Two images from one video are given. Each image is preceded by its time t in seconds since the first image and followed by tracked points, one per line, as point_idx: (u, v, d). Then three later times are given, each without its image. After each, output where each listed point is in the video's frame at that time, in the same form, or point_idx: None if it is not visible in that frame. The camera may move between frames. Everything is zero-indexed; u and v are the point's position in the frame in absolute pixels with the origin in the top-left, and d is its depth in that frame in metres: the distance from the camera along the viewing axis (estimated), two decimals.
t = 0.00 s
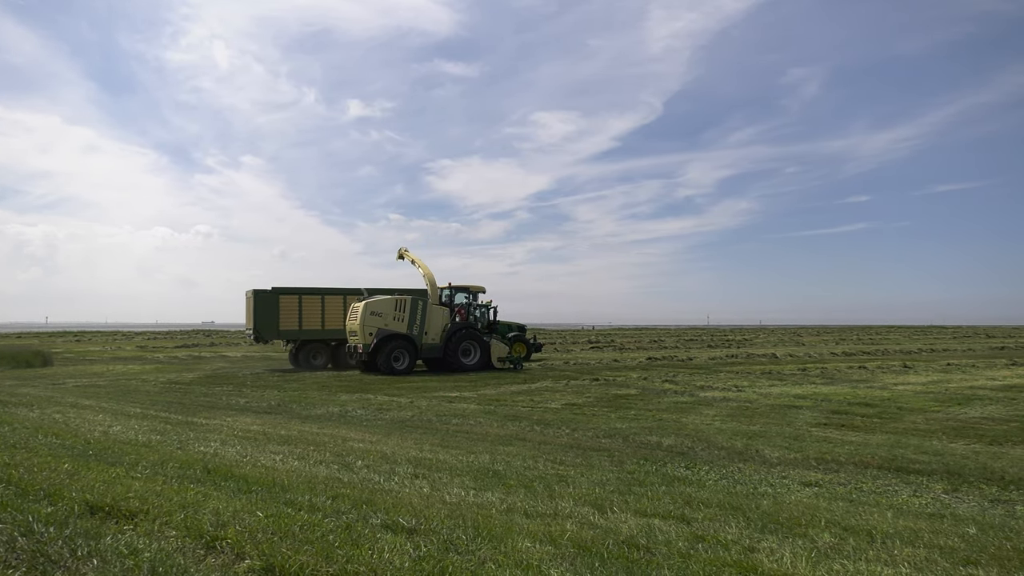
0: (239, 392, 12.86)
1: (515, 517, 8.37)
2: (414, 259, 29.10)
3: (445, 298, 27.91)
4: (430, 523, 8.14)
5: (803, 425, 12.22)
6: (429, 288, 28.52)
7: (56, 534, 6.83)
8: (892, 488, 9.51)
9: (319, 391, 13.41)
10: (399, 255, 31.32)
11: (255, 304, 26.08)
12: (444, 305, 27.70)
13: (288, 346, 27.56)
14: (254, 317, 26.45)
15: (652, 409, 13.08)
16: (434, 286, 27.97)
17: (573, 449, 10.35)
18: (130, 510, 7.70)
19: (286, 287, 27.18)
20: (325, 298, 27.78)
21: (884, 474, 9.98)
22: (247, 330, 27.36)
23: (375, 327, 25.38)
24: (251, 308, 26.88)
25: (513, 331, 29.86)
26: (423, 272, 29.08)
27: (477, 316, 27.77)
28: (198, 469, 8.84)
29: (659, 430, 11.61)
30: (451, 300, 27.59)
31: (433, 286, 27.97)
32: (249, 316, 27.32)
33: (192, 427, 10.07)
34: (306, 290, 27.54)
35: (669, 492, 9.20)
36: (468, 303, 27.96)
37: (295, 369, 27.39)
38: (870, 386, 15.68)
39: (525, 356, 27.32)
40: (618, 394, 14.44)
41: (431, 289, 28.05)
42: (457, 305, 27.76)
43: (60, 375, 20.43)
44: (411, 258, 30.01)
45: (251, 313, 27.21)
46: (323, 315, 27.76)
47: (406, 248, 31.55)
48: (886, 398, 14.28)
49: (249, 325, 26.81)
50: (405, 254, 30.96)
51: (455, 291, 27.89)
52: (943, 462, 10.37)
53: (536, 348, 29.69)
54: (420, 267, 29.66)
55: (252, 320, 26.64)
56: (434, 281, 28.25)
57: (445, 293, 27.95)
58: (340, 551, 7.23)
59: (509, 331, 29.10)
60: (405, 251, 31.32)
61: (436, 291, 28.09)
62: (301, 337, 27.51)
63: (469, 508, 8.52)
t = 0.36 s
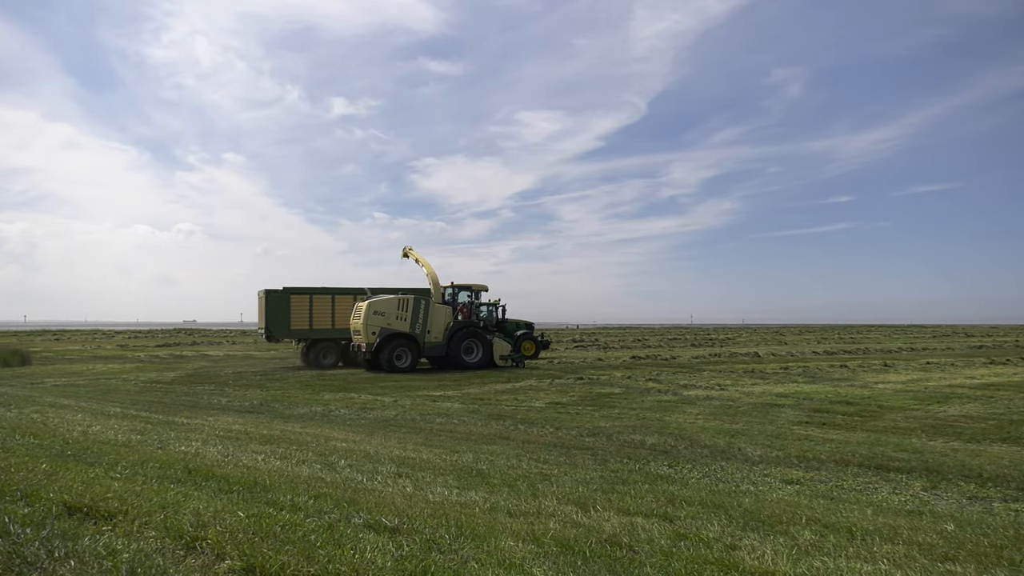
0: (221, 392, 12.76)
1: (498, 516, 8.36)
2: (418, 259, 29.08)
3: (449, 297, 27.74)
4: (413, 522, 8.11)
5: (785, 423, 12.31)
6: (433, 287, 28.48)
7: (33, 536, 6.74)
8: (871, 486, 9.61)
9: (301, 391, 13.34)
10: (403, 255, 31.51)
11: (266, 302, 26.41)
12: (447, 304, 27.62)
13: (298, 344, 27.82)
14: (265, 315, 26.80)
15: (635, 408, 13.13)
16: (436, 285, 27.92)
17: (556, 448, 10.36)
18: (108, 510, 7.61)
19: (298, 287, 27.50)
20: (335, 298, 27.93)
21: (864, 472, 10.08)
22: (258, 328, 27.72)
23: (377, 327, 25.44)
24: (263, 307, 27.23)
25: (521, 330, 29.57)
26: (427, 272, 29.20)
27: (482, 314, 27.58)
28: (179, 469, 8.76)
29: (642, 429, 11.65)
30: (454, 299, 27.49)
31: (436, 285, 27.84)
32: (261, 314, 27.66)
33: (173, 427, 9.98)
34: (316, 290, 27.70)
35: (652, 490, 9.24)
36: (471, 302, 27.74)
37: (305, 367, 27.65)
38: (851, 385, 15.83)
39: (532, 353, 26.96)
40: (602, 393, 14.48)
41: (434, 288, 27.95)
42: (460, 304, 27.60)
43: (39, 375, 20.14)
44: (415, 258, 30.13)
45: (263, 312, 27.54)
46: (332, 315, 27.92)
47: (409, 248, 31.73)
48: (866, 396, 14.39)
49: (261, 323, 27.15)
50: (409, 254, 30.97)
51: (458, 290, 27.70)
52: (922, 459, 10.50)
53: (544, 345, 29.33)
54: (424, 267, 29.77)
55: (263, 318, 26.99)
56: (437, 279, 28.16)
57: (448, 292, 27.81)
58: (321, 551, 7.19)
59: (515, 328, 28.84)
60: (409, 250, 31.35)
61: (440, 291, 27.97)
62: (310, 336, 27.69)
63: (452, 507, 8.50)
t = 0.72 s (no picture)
0: (202, 390, 12.65)
1: (480, 515, 8.36)
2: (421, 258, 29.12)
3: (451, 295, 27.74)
4: (394, 521, 8.09)
5: (766, 422, 12.41)
6: (435, 286, 28.50)
7: (7, 536, 6.64)
8: (851, 484, 9.70)
9: (283, 389, 13.25)
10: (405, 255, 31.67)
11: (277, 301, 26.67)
12: (451, 303, 27.64)
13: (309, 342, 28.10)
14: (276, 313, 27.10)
15: (618, 407, 13.18)
16: (439, 284, 27.91)
17: (539, 446, 10.37)
18: (86, 510, 7.52)
19: (308, 285, 27.72)
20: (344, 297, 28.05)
21: (844, 470, 10.17)
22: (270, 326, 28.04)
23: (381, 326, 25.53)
24: (274, 305, 27.51)
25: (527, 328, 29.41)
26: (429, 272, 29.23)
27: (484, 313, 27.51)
28: (158, 468, 8.68)
29: (626, 428, 11.69)
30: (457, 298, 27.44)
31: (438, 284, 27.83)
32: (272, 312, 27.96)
33: (152, 426, 9.88)
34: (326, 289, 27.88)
35: (634, 489, 9.28)
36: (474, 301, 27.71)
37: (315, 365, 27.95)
38: (832, 384, 15.98)
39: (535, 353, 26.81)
40: (585, 392, 14.51)
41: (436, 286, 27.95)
42: (463, 302, 27.59)
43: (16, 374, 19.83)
44: (418, 257, 30.17)
45: (274, 310, 27.83)
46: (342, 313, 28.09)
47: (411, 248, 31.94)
48: (847, 395, 14.52)
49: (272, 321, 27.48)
50: (412, 254, 30.97)
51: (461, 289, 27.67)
52: (901, 458, 10.62)
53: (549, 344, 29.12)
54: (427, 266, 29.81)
55: (274, 316, 27.30)
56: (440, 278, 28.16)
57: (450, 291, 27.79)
58: (301, 550, 7.15)
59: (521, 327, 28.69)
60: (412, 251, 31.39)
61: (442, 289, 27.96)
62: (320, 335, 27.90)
63: (434, 506, 8.49)
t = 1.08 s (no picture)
0: (184, 392, 12.55)
1: (465, 515, 8.35)
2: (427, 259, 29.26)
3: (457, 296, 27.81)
4: (379, 522, 8.07)
5: (750, 420, 12.50)
6: (440, 286, 28.60)
7: None
8: (834, 481, 9.78)
9: (267, 391, 13.17)
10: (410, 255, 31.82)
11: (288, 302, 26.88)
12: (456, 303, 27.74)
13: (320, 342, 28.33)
14: (287, 314, 27.32)
15: (604, 406, 13.22)
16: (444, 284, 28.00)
17: (525, 446, 10.38)
18: (66, 514, 7.44)
19: (319, 286, 27.91)
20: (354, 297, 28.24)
21: (827, 468, 10.26)
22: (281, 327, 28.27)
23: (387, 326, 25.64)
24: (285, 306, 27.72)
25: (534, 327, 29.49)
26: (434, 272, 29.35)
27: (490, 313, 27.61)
28: (140, 471, 8.60)
29: (611, 427, 11.72)
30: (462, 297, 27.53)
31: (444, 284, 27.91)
32: (283, 313, 28.20)
33: (134, 428, 9.79)
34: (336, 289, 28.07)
35: (619, 487, 9.31)
36: (479, 301, 27.81)
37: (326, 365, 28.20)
38: (815, 382, 16.12)
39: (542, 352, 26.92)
40: (570, 391, 14.53)
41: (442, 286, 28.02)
42: (468, 302, 27.68)
43: None
44: (423, 257, 30.27)
45: (285, 311, 28.06)
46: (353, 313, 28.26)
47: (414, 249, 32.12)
48: (830, 393, 14.64)
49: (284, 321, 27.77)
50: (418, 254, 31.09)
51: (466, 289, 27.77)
52: (883, 455, 10.73)
53: (556, 344, 29.22)
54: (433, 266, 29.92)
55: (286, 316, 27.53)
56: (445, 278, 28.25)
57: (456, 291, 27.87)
58: (285, 552, 7.11)
59: (527, 326, 28.77)
60: (418, 251, 31.54)
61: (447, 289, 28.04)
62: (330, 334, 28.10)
63: (419, 506, 8.47)
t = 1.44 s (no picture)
0: (161, 391, 12.41)
1: (445, 514, 8.33)
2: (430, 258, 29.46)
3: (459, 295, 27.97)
4: (357, 521, 8.03)
5: (729, 418, 12.59)
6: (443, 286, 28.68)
7: None
8: (811, 478, 9.88)
9: (246, 390, 13.06)
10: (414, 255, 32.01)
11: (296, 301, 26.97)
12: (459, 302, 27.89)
13: (328, 340, 28.48)
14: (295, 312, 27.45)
15: (585, 405, 13.26)
16: (448, 284, 28.14)
17: (505, 445, 10.38)
18: (38, 514, 7.33)
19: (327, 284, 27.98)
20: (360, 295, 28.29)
21: (804, 465, 10.36)
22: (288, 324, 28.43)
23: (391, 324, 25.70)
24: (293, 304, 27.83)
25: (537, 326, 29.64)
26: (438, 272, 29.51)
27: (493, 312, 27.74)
28: (115, 471, 8.50)
29: (591, 425, 11.76)
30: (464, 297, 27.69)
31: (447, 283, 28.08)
32: (290, 311, 28.33)
33: (110, 427, 9.67)
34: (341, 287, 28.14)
35: (599, 486, 9.35)
36: (482, 300, 27.98)
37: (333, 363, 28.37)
38: (793, 380, 16.29)
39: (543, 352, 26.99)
40: (551, 390, 14.55)
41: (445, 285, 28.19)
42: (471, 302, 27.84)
43: None
44: (426, 257, 30.31)
45: (293, 308, 28.19)
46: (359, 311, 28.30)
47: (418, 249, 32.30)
48: (808, 392, 14.79)
49: (291, 321, 27.90)
50: (422, 254, 31.34)
51: (469, 288, 27.94)
52: (860, 452, 10.86)
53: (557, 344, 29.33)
54: (438, 267, 30.09)
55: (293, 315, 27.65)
56: (448, 277, 28.40)
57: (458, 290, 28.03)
58: (261, 551, 7.05)
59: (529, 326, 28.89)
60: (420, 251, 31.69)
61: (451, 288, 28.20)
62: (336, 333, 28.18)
63: (398, 505, 8.44)
